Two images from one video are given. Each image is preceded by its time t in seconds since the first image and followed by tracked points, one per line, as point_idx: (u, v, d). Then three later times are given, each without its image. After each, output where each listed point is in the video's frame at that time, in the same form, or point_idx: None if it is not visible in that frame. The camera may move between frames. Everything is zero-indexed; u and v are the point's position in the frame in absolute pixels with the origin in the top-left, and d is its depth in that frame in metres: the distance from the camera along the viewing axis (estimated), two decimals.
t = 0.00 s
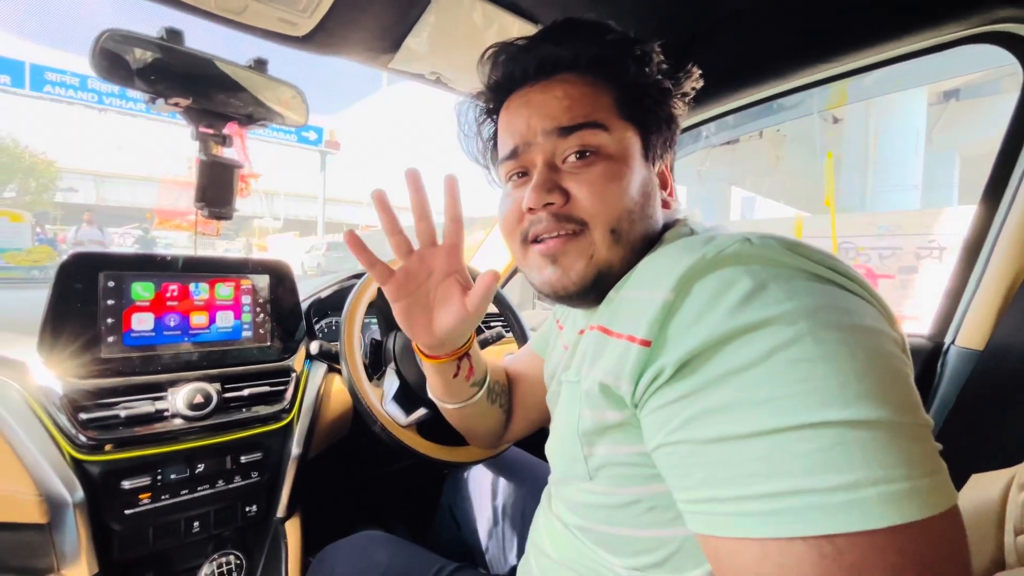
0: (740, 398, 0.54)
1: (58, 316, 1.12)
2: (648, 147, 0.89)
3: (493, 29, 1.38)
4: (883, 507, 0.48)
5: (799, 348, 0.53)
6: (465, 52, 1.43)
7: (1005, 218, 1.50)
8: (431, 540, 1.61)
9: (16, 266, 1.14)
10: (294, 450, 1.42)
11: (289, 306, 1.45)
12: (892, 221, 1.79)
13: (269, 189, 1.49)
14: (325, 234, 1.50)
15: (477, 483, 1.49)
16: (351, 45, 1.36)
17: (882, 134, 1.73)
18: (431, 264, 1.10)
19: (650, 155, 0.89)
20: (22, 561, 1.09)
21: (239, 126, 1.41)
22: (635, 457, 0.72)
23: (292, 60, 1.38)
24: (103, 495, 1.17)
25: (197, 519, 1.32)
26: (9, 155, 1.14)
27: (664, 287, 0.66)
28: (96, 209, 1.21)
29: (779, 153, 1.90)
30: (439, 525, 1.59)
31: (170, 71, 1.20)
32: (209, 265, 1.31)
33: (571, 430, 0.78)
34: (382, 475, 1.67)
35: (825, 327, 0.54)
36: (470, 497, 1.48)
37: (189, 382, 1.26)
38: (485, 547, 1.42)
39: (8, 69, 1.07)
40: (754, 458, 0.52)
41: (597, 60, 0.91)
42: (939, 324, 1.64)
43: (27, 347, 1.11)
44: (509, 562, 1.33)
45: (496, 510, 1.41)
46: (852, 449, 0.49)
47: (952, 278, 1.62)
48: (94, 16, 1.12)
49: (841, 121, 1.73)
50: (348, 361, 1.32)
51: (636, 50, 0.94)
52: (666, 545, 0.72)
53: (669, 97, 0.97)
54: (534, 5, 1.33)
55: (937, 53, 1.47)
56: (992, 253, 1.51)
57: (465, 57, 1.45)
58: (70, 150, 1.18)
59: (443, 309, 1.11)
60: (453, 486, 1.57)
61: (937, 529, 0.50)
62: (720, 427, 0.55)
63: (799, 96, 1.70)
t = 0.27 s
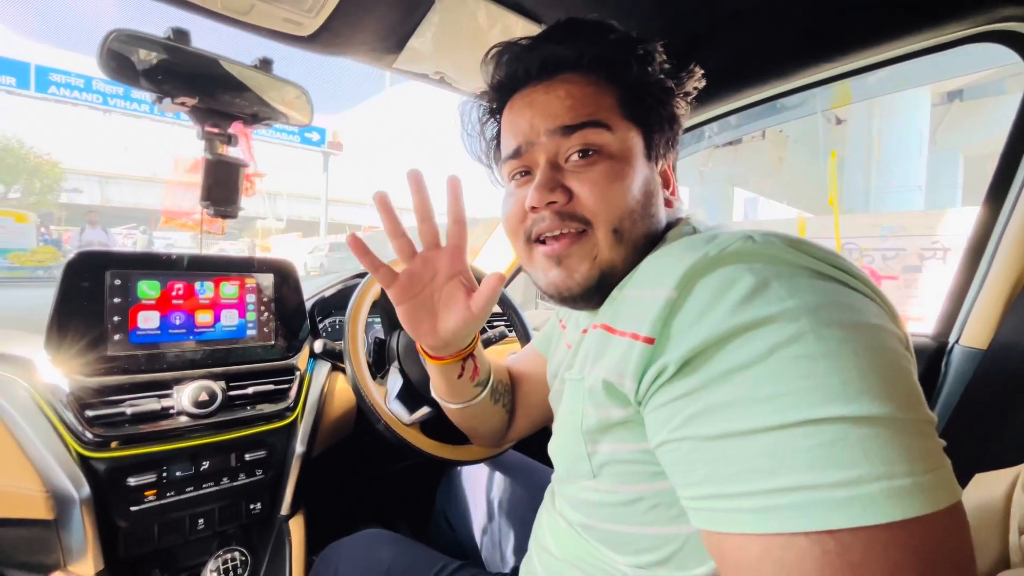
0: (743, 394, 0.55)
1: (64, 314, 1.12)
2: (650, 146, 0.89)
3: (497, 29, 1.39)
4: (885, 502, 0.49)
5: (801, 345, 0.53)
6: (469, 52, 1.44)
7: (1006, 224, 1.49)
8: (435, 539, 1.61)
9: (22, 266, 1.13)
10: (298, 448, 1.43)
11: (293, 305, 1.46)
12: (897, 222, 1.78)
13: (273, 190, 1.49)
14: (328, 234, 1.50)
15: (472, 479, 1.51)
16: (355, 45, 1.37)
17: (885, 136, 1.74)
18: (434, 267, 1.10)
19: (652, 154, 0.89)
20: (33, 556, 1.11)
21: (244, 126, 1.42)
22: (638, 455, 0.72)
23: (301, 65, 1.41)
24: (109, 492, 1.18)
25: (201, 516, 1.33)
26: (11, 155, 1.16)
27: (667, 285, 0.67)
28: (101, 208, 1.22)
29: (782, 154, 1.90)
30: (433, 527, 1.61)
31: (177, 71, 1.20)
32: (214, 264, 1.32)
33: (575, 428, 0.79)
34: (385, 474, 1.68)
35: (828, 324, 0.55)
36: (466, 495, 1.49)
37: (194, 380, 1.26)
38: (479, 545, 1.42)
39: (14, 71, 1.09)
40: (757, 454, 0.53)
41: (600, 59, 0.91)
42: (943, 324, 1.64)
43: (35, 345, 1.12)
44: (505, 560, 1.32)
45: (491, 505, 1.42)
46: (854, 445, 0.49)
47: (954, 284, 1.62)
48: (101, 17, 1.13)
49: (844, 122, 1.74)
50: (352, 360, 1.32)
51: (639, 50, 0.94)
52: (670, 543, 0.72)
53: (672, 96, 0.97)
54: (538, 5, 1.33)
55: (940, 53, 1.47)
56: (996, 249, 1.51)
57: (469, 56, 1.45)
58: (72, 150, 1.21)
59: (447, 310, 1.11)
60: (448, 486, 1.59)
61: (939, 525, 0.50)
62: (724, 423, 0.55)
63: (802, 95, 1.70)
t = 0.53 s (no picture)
0: (742, 395, 0.55)
1: (67, 314, 1.13)
2: (649, 149, 0.89)
3: (499, 31, 1.39)
4: (885, 504, 0.49)
5: (800, 347, 0.54)
6: (472, 54, 1.44)
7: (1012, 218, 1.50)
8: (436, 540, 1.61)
9: (25, 266, 1.14)
10: (299, 447, 1.43)
11: (295, 305, 1.46)
12: (900, 223, 1.76)
13: (275, 191, 1.48)
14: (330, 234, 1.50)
15: (478, 484, 1.50)
16: (358, 47, 1.38)
17: (889, 137, 1.72)
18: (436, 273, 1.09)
19: (651, 157, 0.89)
20: (32, 554, 1.12)
21: (246, 126, 1.43)
22: (638, 456, 0.72)
23: (305, 63, 1.40)
24: (111, 491, 1.18)
25: (203, 515, 1.34)
26: (17, 156, 1.16)
27: (667, 287, 0.67)
28: (105, 208, 1.23)
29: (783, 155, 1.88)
30: (439, 526, 1.61)
31: (180, 72, 1.21)
32: (217, 263, 1.33)
33: (575, 429, 0.79)
34: (386, 475, 1.68)
35: (827, 326, 0.55)
36: (472, 499, 1.49)
37: (196, 379, 1.27)
38: (485, 546, 1.42)
39: (19, 71, 1.09)
40: (756, 456, 0.53)
41: (600, 62, 0.92)
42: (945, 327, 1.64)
43: (37, 344, 1.13)
44: (508, 561, 1.33)
45: (498, 508, 1.41)
46: (854, 447, 0.49)
47: (956, 284, 1.63)
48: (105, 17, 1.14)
49: (846, 124, 1.72)
50: (353, 361, 1.32)
51: (639, 53, 0.95)
52: (670, 544, 0.73)
53: (671, 100, 0.97)
54: (540, 7, 1.34)
55: (943, 55, 1.47)
56: (998, 254, 1.52)
57: (471, 58, 1.46)
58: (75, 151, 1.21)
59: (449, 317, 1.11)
60: (455, 487, 1.58)
61: (939, 527, 0.50)
62: (723, 425, 0.55)
63: (804, 97, 1.71)
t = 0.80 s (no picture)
0: (743, 394, 0.55)
1: (74, 311, 1.14)
2: (649, 150, 0.90)
3: (503, 31, 1.40)
4: (884, 501, 0.49)
5: (799, 346, 0.54)
6: (475, 54, 1.45)
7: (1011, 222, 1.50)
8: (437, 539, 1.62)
9: (29, 264, 1.20)
10: (303, 445, 1.44)
11: (298, 304, 1.47)
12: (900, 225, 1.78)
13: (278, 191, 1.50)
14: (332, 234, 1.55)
15: (478, 481, 1.51)
16: (362, 47, 1.38)
17: (892, 136, 1.73)
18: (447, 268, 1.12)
19: (651, 158, 0.90)
20: (36, 550, 1.15)
21: (251, 126, 1.44)
22: (640, 454, 0.73)
23: (309, 64, 1.42)
24: (116, 488, 1.19)
25: (206, 512, 1.34)
26: (22, 155, 1.17)
27: (668, 287, 0.67)
28: (109, 208, 1.23)
29: (787, 157, 1.91)
30: (439, 525, 1.62)
31: (187, 73, 1.22)
32: (221, 262, 1.34)
33: (577, 427, 0.80)
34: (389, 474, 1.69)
35: (826, 325, 0.55)
36: (472, 497, 1.49)
37: (200, 377, 1.28)
38: (485, 545, 1.43)
39: (24, 71, 1.11)
40: (756, 454, 0.53)
41: (601, 64, 0.92)
42: (947, 328, 1.64)
43: (43, 341, 1.13)
44: (508, 560, 1.33)
45: (497, 506, 1.42)
46: (853, 445, 0.50)
47: (957, 288, 1.63)
48: (112, 17, 1.15)
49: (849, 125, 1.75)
50: (356, 360, 1.33)
51: (640, 55, 0.95)
52: (671, 542, 0.73)
53: (672, 102, 0.98)
54: (543, 9, 1.34)
55: (947, 56, 1.48)
56: (1003, 247, 1.50)
57: (474, 59, 1.46)
58: (80, 150, 1.20)
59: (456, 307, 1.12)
60: (454, 488, 1.59)
61: (938, 525, 0.51)
62: (723, 423, 0.56)
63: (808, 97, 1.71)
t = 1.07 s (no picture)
0: (747, 390, 0.55)
1: (76, 308, 1.14)
2: (652, 148, 0.90)
3: (506, 29, 1.40)
4: (888, 498, 0.49)
5: (803, 343, 0.54)
6: (478, 52, 1.45)
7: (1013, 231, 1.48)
8: (439, 537, 1.62)
9: (31, 262, 1.21)
10: (304, 443, 1.43)
11: (300, 301, 1.48)
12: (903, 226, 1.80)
13: (279, 190, 1.51)
14: (332, 233, 1.60)
15: (479, 480, 1.51)
16: (365, 45, 1.38)
17: (893, 136, 1.72)
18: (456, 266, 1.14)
19: (654, 156, 0.90)
20: (38, 545, 1.16)
21: (254, 123, 1.43)
22: (642, 452, 0.73)
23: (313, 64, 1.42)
24: (118, 484, 1.19)
25: (208, 509, 1.34)
26: (25, 154, 1.21)
27: (671, 284, 0.67)
28: (109, 205, 1.28)
29: (788, 158, 1.91)
30: (440, 522, 1.62)
31: (192, 70, 1.22)
32: (222, 259, 1.34)
33: (579, 425, 0.79)
34: (391, 472, 1.69)
35: (831, 323, 0.55)
36: (473, 495, 1.49)
37: (202, 374, 1.28)
38: (486, 543, 1.43)
39: (26, 70, 1.10)
40: (760, 452, 0.53)
41: (604, 62, 0.92)
42: (950, 329, 1.63)
43: (45, 337, 1.13)
44: (510, 558, 1.34)
45: (498, 505, 1.42)
46: (857, 442, 0.50)
47: (959, 290, 1.62)
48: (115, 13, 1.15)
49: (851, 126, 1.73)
50: (359, 357, 1.34)
51: (643, 52, 0.95)
52: (674, 540, 0.73)
53: (676, 99, 0.98)
54: (547, 7, 1.34)
55: (948, 56, 1.47)
56: (1005, 250, 1.50)
57: (477, 56, 1.46)
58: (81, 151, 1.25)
59: (465, 304, 1.13)
60: (455, 486, 1.59)
61: (941, 522, 0.50)
62: (727, 420, 0.56)
63: (812, 97, 1.69)
